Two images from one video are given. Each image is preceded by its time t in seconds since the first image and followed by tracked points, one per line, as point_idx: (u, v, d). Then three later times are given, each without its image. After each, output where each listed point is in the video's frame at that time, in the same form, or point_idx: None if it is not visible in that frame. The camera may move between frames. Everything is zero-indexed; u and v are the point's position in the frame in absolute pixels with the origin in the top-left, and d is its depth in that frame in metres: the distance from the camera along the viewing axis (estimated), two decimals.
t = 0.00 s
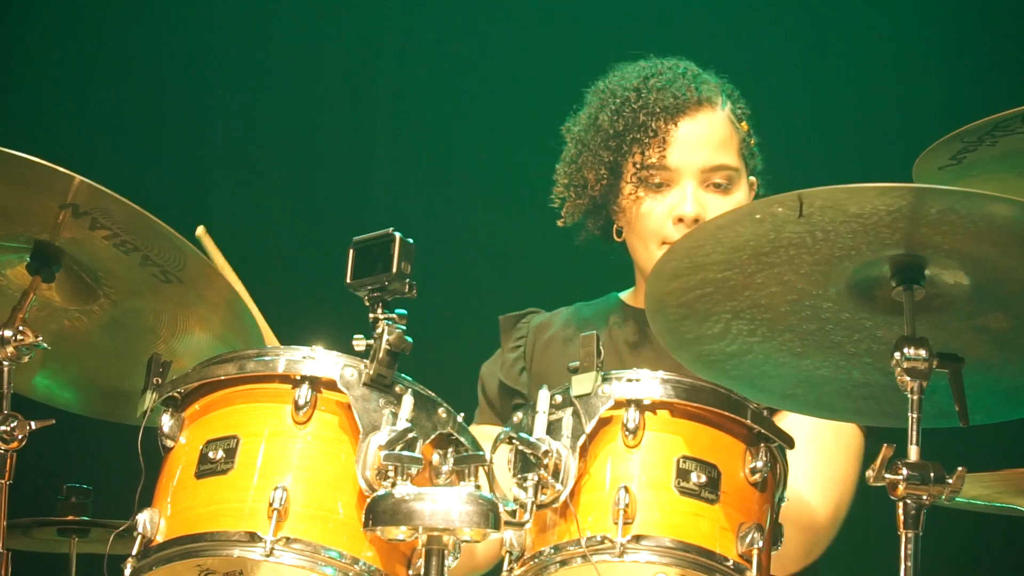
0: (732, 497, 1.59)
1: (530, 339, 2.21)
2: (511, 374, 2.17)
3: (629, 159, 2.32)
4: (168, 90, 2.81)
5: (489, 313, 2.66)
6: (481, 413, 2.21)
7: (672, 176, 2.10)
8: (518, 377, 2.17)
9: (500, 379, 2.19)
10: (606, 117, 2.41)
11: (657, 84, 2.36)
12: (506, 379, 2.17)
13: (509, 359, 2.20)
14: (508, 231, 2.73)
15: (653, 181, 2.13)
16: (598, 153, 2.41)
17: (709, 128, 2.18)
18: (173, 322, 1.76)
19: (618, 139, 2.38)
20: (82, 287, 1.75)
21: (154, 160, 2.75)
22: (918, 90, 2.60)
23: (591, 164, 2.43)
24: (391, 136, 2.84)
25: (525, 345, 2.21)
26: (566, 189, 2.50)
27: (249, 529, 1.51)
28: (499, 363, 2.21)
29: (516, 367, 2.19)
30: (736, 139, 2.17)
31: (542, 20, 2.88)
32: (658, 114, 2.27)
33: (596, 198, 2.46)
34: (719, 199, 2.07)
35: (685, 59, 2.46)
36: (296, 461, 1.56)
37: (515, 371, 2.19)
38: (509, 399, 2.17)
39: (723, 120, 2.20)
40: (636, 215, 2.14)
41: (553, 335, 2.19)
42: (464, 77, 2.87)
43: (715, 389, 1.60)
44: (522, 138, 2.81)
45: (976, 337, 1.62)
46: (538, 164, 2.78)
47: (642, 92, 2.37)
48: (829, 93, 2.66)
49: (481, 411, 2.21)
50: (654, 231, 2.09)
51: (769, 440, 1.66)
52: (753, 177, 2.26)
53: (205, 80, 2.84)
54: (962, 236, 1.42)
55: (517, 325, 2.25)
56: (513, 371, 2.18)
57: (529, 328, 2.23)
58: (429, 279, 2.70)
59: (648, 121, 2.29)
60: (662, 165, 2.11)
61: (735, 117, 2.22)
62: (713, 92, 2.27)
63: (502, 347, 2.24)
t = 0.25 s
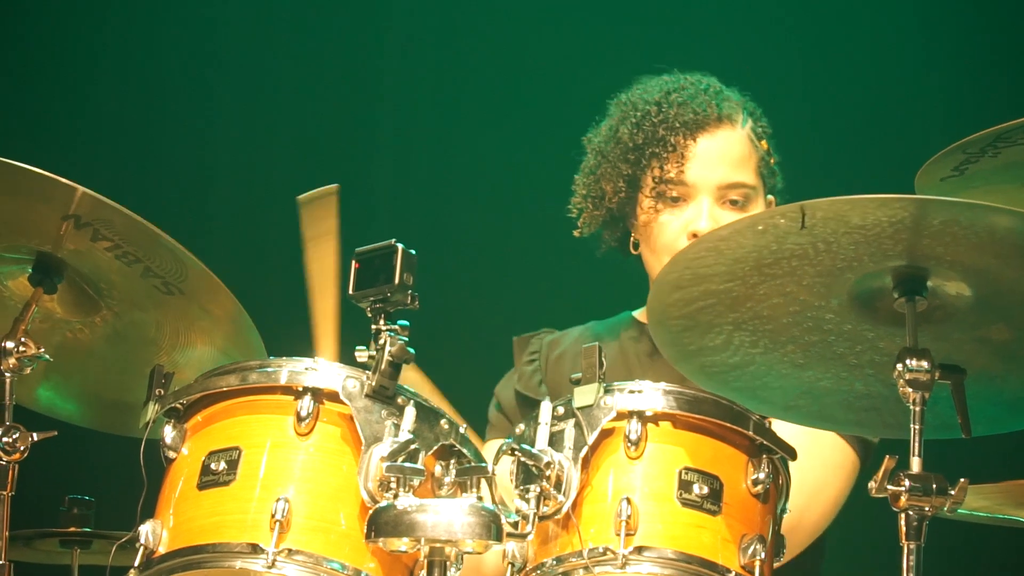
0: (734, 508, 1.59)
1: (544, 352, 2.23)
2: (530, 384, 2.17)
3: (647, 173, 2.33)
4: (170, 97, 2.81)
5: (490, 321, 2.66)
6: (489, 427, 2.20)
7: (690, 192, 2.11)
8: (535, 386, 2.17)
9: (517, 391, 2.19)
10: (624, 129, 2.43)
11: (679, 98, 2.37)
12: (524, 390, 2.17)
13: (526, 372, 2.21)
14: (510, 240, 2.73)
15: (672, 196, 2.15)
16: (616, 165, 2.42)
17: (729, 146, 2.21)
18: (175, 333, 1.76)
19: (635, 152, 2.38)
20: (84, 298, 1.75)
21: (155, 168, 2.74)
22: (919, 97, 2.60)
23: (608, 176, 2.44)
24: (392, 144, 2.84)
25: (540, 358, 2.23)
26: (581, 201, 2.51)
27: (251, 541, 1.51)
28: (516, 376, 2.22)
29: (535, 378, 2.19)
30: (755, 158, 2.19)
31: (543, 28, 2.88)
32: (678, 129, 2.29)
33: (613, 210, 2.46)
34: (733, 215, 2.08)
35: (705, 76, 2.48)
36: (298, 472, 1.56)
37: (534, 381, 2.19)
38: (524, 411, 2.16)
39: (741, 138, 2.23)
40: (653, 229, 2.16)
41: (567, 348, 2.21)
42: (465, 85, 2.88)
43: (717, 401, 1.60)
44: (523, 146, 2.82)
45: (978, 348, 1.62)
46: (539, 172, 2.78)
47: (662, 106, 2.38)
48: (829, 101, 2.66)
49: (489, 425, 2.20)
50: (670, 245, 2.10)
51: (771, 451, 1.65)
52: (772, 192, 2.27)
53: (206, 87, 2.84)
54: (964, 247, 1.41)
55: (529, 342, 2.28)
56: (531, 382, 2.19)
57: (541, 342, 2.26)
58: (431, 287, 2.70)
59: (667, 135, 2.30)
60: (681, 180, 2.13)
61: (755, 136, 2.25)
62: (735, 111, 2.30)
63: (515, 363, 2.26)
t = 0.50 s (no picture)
0: (736, 517, 1.59)
1: (540, 366, 2.22)
2: (536, 397, 2.13)
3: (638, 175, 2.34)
4: (170, 99, 2.80)
5: (492, 327, 2.66)
6: (483, 442, 2.20)
7: (683, 195, 2.12)
8: (541, 399, 2.13)
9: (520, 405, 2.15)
10: (618, 130, 2.44)
11: (673, 103, 2.39)
12: (529, 404, 2.13)
13: (528, 386, 2.17)
14: (511, 245, 2.73)
15: (664, 198, 2.15)
16: (608, 168, 2.42)
17: (722, 150, 2.20)
18: (177, 343, 1.76)
19: (627, 156, 2.39)
20: (86, 307, 1.75)
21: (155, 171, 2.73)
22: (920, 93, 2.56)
23: (599, 178, 2.44)
24: (393, 148, 2.84)
25: (538, 373, 2.21)
26: (571, 201, 2.51)
27: (253, 550, 1.50)
28: (515, 389, 2.18)
29: (539, 392, 2.15)
30: (746, 163, 2.18)
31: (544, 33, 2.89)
32: (671, 133, 2.31)
33: (602, 213, 2.47)
34: (726, 220, 2.08)
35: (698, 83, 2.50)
36: (300, 481, 1.56)
37: (538, 395, 2.15)
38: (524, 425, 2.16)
39: (734, 142, 2.22)
40: (643, 232, 2.16)
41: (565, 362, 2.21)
42: (466, 89, 2.88)
43: (719, 410, 1.60)
44: (524, 150, 2.82)
45: (980, 357, 1.62)
46: (540, 177, 2.79)
47: (657, 109, 2.40)
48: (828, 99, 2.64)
49: (483, 440, 2.20)
50: (661, 247, 2.10)
51: (773, 460, 1.66)
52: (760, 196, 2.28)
53: (207, 90, 2.84)
54: (966, 256, 1.41)
55: (515, 357, 2.25)
56: (535, 395, 2.15)
57: (534, 357, 2.25)
58: (433, 292, 2.70)
59: (661, 138, 2.31)
60: (673, 182, 2.14)
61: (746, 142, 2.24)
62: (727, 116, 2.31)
63: (507, 377, 2.22)
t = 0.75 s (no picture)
0: (736, 520, 1.59)
1: (534, 369, 2.22)
2: (521, 408, 2.17)
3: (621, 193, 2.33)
4: (170, 102, 2.82)
5: (491, 328, 2.66)
6: (478, 440, 2.24)
7: (671, 213, 2.12)
8: (526, 409, 2.17)
9: (507, 413, 2.19)
10: (596, 153, 2.42)
11: (649, 118, 2.37)
12: (515, 413, 2.17)
13: (515, 394, 2.20)
14: (510, 246, 2.73)
15: (651, 218, 2.15)
16: (593, 191, 2.41)
17: (702, 160, 2.20)
18: (176, 346, 1.76)
19: (609, 175, 2.38)
20: (86, 310, 1.75)
21: (154, 174, 2.74)
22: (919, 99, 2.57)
23: (586, 201, 2.42)
24: (393, 149, 2.84)
25: (529, 377, 2.22)
26: (560, 226, 2.50)
27: (252, 553, 1.50)
28: (504, 396, 2.22)
29: (525, 401, 2.19)
30: (729, 168, 2.18)
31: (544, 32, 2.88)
32: (650, 148, 2.27)
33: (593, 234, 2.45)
34: (716, 230, 2.09)
35: (672, 87, 2.50)
36: (299, 484, 1.56)
37: (524, 404, 2.19)
38: (515, 432, 2.19)
39: (715, 151, 2.22)
40: (636, 253, 2.16)
41: (558, 368, 2.20)
42: (466, 90, 2.88)
43: (719, 413, 1.60)
44: (524, 151, 2.81)
45: (980, 360, 1.62)
46: (540, 177, 2.78)
47: (633, 127, 2.39)
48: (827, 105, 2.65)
49: (478, 440, 2.24)
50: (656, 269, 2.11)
51: (773, 463, 1.66)
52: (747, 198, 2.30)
53: (207, 92, 2.84)
54: (967, 259, 1.41)
55: (514, 354, 2.26)
56: (521, 405, 2.18)
57: (529, 358, 2.24)
58: (432, 294, 2.71)
59: (640, 157, 2.29)
60: (658, 202, 2.13)
61: (727, 144, 2.25)
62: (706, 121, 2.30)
63: (501, 378, 2.23)
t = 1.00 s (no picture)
0: (733, 516, 1.59)
1: (542, 360, 2.22)
2: (534, 396, 2.15)
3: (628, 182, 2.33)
4: (168, 101, 2.82)
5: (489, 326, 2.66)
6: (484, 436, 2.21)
7: (676, 202, 2.11)
8: (539, 397, 2.15)
9: (519, 402, 2.16)
10: (604, 141, 2.42)
11: (657, 108, 2.36)
12: (527, 401, 2.15)
13: (527, 382, 2.18)
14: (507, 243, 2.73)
15: (656, 206, 2.14)
16: (599, 178, 2.41)
17: (711, 151, 2.18)
18: (173, 342, 1.76)
19: (616, 164, 2.38)
20: (81, 307, 1.75)
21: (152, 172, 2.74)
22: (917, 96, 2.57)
23: (592, 188, 2.43)
24: (390, 147, 2.84)
25: (538, 367, 2.21)
26: (566, 213, 2.51)
27: (250, 549, 1.50)
28: (515, 385, 2.19)
29: (537, 390, 2.16)
30: (737, 160, 2.17)
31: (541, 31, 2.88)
32: (658, 138, 2.27)
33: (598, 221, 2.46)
34: (720, 221, 2.08)
35: (683, 77, 2.48)
36: (297, 481, 1.56)
37: (537, 393, 2.16)
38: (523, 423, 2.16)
39: (724, 142, 2.21)
40: (641, 241, 2.15)
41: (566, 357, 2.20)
42: (463, 88, 2.88)
43: (716, 409, 1.60)
44: (522, 149, 2.81)
45: (977, 356, 1.62)
46: (537, 175, 2.78)
47: (641, 117, 2.37)
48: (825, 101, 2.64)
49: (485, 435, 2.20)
50: (660, 257, 2.11)
51: (770, 459, 1.66)
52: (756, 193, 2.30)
53: (205, 91, 2.85)
54: (964, 255, 1.41)
55: (518, 348, 2.26)
56: (534, 394, 2.16)
57: (536, 350, 2.24)
58: (430, 292, 2.71)
59: (648, 146, 2.28)
60: (664, 190, 2.12)
61: (736, 136, 2.24)
62: (715, 114, 2.29)
63: (508, 370, 2.23)
